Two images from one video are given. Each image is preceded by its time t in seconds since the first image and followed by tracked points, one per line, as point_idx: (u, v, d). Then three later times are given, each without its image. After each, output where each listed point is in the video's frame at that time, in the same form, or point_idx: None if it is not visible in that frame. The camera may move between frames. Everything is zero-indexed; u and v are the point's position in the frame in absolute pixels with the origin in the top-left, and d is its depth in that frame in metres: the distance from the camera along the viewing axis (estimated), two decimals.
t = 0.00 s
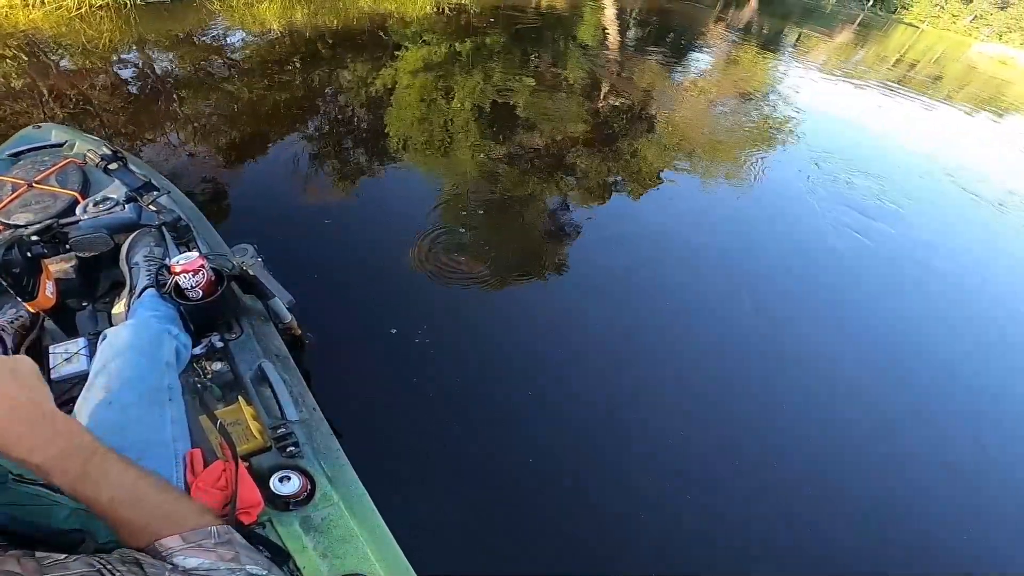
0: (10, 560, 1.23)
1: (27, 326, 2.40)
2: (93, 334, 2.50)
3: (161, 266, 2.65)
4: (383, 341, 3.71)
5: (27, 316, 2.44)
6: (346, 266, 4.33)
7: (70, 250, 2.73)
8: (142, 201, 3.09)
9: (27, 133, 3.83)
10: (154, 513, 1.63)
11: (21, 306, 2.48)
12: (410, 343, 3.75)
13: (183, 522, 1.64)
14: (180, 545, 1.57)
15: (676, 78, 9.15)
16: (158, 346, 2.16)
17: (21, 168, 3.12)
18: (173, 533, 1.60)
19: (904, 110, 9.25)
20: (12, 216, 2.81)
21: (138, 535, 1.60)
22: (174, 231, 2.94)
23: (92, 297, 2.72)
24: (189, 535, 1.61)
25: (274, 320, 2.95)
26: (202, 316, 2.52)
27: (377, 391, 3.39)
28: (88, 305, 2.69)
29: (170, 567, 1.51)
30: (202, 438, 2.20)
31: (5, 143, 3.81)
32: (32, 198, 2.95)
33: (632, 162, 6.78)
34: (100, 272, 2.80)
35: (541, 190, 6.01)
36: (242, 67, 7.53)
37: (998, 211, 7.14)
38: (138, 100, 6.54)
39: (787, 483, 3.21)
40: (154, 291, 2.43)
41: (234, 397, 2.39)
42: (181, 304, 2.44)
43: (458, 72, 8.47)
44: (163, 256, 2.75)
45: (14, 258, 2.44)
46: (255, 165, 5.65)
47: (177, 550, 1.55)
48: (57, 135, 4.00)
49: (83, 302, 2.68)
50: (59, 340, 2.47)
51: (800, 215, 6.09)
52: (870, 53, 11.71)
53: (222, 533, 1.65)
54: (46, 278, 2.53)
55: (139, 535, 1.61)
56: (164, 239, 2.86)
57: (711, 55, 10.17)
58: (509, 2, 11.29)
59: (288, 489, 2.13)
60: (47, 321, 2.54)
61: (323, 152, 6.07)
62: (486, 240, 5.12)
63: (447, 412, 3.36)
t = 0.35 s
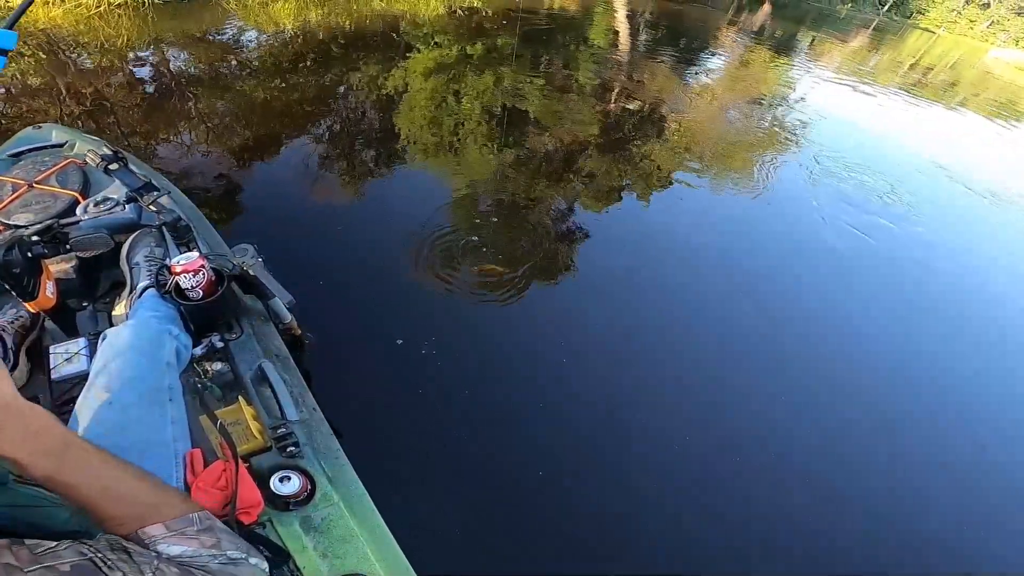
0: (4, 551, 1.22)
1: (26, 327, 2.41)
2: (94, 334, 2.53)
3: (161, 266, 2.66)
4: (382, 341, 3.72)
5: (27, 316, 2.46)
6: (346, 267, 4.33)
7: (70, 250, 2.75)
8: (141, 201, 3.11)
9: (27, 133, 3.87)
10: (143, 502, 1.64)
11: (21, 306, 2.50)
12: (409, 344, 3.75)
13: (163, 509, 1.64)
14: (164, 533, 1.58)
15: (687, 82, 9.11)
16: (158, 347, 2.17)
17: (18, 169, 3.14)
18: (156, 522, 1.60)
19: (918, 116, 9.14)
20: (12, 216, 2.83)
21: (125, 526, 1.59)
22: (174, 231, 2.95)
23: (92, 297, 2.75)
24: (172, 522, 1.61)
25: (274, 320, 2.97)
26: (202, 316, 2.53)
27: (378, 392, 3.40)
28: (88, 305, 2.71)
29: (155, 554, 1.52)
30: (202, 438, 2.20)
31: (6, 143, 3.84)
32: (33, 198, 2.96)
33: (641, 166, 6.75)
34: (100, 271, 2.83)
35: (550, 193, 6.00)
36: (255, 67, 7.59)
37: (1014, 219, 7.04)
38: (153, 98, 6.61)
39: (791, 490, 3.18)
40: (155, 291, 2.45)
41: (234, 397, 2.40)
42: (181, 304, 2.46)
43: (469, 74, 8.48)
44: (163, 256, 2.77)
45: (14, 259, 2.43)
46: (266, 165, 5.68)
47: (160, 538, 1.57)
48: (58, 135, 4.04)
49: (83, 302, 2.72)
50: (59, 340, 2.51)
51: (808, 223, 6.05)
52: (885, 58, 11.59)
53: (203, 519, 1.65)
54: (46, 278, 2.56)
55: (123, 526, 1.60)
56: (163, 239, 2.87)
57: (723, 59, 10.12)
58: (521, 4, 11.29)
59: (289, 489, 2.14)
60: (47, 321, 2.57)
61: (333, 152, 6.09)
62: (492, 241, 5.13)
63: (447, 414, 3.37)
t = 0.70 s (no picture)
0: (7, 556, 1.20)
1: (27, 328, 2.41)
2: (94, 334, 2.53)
3: (161, 266, 2.67)
4: (384, 344, 3.73)
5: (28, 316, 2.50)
6: (352, 267, 4.33)
7: (70, 250, 2.75)
8: (141, 200, 3.10)
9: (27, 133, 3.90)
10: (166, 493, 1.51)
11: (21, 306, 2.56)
12: (411, 347, 3.75)
13: (183, 501, 1.52)
14: (180, 528, 1.47)
15: (698, 86, 9.07)
16: (159, 346, 2.17)
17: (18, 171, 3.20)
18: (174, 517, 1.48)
19: (932, 124, 9.05)
20: (13, 216, 2.86)
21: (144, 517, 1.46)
22: (174, 231, 2.96)
23: (92, 297, 2.76)
24: (188, 517, 1.51)
25: (274, 321, 2.97)
26: (202, 316, 2.54)
27: (379, 397, 3.41)
28: (88, 305, 2.72)
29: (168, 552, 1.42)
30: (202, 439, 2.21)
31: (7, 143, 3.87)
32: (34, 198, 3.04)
33: (651, 170, 6.73)
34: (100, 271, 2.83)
35: (559, 196, 5.99)
36: (268, 66, 7.63)
37: None
38: (168, 95, 6.66)
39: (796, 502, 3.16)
40: (156, 291, 2.47)
41: (234, 396, 2.41)
42: (181, 304, 2.47)
43: (480, 76, 8.49)
44: (163, 255, 2.77)
45: (14, 258, 2.62)
46: (277, 163, 5.70)
47: (175, 534, 1.46)
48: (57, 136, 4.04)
49: (83, 302, 2.72)
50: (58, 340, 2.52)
51: (820, 233, 6.00)
52: (900, 64, 11.48)
53: (218, 518, 1.56)
54: (46, 278, 2.56)
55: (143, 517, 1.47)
56: (163, 239, 2.88)
57: (735, 64, 10.07)
58: (534, 6, 11.29)
59: (288, 489, 2.15)
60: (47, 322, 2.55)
61: (344, 151, 6.11)
62: (503, 246, 5.12)
63: (449, 419, 3.37)
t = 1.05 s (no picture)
0: (13, 557, 1.23)
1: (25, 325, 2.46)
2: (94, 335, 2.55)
3: (161, 266, 2.68)
4: (386, 345, 3.74)
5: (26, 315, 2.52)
6: (359, 266, 4.34)
7: (70, 250, 2.75)
8: (142, 200, 3.12)
9: (27, 133, 3.92)
10: (176, 491, 1.51)
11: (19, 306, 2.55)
12: (414, 348, 3.76)
13: (190, 502, 1.52)
14: (186, 529, 1.47)
15: (712, 89, 9.01)
16: (160, 347, 2.19)
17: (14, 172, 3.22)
18: (181, 518, 1.49)
19: (950, 130, 8.93)
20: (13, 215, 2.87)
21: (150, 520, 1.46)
22: (174, 231, 2.96)
23: (92, 297, 2.79)
24: (194, 518, 1.50)
25: (274, 320, 2.98)
26: (203, 316, 2.55)
27: (379, 399, 3.43)
28: (87, 305, 2.74)
29: (173, 554, 1.41)
30: (202, 438, 2.21)
31: (7, 143, 3.89)
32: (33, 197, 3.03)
33: (663, 174, 6.68)
34: (99, 271, 2.87)
35: (570, 198, 5.97)
36: (283, 64, 7.68)
37: None
38: (184, 93, 6.73)
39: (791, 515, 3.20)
40: (156, 291, 2.47)
41: (234, 396, 2.42)
42: (181, 304, 2.48)
43: (493, 77, 8.49)
44: (163, 256, 2.79)
45: (14, 258, 2.62)
46: (291, 162, 5.74)
47: (182, 533, 1.45)
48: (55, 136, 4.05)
49: (83, 302, 2.75)
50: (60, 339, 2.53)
51: (833, 238, 5.93)
52: (918, 69, 11.33)
53: (224, 520, 1.55)
54: (45, 278, 2.59)
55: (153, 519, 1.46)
56: (163, 239, 2.89)
57: (750, 67, 10.00)
58: (548, 7, 11.28)
59: (288, 489, 2.15)
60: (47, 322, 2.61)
61: (356, 150, 6.13)
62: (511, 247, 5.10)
63: (448, 425, 3.40)
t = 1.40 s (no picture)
0: (14, 554, 1.23)
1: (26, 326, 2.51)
2: (93, 334, 2.59)
3: (161, 266, 2.71)
4: (387, 345, 3.75)
5: (27, 315, 2.57)
6: (364, 266, 4.36)
7: (70, 251, 2.79)
8: (142, 201, 3.15)
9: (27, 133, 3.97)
10: (172, 493, 1.52)
11: (22, 306, 2.58)
12: (414, 348, 3.77)
13: (187, 506, 1.52)
14: (186, 530, 1.45)
15: (726, 92, 8.95)
16: (160, 347, 2.20)
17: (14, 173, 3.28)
18: (181, 520, 1.48)
19: (968, 135, 8.80)
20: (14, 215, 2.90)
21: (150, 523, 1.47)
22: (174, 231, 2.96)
23: (92, 297, 2.86)
24: (194, 520, 1.50)
25: (275, 320, 2.99)
26: (203, 316, 2.57)
27: (380, 400, 3.45)
28: (87, 305, 2.81)
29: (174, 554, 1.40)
30: (203, 438, 2.23)
31: (9, 142, 3.95)
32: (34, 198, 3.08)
33: (674, 177, 6.64)
34: (99, 272, 2.93)
35: (580, 200, 5.96)
36: (298, 64, 7.73)
37: None
38: (200, 91, 6.80)
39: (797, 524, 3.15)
40: (156, 291, 2.49)
41: (235, 396, 2.43)
42: (182, 304, 2.49)
43: (505, 78, 8.49)
44: (163, 256, 2.82)
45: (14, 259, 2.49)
46: (303, 161, 5.77)
47: (181, 535, 1.44)
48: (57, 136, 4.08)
49: (83, 302, 2.82)
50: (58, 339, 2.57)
51: (845, 243, 5.86)
52: (936, 74, 11.17)
53: (224, 523, 1.54)
54: (45, 278, 2.62)
55: (149, 519, 1.48)
56: (164, 239, 2.91)
57: (765, 70, 9.92)
58: (562, 9, 11.27)
59: (288, 489, 2.16)
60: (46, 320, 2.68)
61: (368, 150, 6.16)
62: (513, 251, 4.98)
63: (448, 427, 3.39)
